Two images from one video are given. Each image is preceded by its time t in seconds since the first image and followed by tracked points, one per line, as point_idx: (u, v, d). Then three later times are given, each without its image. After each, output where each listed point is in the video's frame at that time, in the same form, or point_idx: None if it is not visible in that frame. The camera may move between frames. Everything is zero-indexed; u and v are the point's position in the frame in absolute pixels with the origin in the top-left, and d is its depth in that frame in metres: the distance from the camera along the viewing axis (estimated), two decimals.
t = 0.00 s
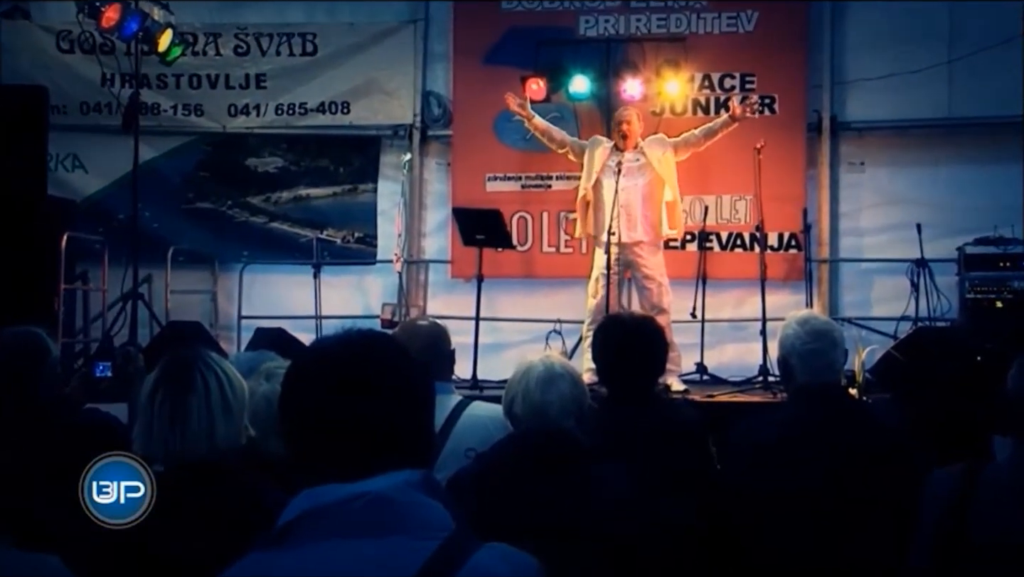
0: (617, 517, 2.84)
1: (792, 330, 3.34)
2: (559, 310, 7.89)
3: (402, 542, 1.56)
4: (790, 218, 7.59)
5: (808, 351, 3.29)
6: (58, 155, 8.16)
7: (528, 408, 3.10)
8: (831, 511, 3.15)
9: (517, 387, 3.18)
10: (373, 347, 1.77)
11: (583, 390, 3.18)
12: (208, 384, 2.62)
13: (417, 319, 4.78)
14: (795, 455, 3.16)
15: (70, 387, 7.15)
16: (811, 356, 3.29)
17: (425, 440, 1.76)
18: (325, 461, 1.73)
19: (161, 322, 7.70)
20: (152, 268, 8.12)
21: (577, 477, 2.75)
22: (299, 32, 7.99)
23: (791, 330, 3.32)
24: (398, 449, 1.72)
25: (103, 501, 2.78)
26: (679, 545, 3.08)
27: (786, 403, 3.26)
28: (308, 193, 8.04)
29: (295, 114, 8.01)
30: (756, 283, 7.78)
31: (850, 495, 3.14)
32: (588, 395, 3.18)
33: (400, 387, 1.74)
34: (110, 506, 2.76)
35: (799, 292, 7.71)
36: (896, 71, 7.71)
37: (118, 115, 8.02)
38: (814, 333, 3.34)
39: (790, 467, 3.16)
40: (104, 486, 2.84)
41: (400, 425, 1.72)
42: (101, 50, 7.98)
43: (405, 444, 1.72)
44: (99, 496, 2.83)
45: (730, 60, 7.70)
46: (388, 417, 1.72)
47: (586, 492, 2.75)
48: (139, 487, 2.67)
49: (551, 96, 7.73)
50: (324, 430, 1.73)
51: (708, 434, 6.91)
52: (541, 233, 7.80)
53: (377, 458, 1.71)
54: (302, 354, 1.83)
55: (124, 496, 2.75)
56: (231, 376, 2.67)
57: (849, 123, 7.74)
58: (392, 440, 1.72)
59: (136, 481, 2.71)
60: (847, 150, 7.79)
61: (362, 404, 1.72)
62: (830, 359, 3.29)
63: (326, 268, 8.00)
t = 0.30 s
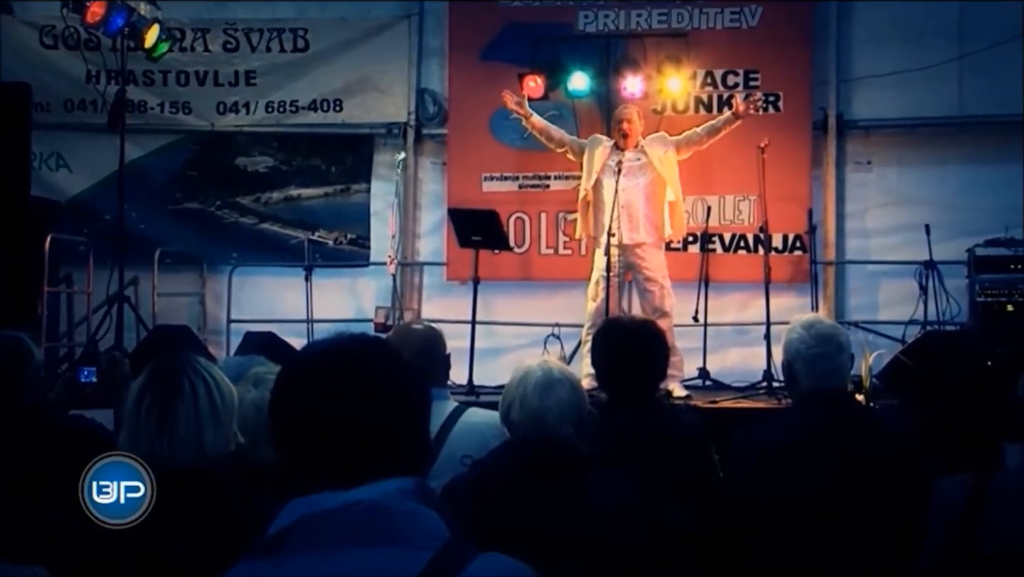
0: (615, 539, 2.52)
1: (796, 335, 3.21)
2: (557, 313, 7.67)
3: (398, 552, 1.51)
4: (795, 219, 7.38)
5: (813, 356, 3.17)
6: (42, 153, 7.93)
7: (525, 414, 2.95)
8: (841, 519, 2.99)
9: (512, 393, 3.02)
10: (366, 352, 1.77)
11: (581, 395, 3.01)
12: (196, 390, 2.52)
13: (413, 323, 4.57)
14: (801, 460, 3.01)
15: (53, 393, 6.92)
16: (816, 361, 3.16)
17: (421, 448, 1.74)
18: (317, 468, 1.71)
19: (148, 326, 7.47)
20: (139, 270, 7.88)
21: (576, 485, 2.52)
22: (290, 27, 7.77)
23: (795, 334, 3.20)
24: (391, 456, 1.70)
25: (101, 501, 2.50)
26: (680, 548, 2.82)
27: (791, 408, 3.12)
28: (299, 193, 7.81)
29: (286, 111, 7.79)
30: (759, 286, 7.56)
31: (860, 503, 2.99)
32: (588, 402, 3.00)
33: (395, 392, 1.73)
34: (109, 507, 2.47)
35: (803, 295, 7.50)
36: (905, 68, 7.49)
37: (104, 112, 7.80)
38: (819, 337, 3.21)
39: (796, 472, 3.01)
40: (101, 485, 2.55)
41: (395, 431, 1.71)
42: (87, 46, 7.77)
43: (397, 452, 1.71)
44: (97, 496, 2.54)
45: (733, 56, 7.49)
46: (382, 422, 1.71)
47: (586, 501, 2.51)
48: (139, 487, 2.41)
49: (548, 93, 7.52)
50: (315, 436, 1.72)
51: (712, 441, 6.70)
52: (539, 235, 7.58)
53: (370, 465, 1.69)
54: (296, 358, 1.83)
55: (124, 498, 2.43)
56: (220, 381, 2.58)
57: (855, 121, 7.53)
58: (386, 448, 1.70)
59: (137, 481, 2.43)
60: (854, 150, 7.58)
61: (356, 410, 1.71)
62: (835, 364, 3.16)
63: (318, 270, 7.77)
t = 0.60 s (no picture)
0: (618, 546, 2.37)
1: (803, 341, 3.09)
2: (555, 318, 7.43)
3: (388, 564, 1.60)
4: (801, 221, 7.15)
5: (819, 363, 3.02)
6: (22, 152, 7.67)
7: (522, 424, 2.87)
8: (841, 519, 2.84)
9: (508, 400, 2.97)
10: (356, 360, 1.83)
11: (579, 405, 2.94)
12: (182, 397, 2.29)
13: (406, 329, 4.33)
14: (799, 458, 2.87)
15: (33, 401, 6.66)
16: (823, 368, 3.01)
17: (415, 452, 1.80)
18: (311, 472, 1.77)
19: (131, 332, 7.22)
20: (122, 274, 7.61)
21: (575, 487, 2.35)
22: (278, 22, 7.51)
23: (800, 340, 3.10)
24: (385, 464, 1.76)
25: (102, 501, 2.24)
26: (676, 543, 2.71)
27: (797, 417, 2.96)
28: (288, 194, 7.54)
29: (274, 110, 7.52)
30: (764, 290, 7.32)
31: (862, 505, 2.83)
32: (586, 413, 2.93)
33: (385, 400, 1.79)
34: (107, 508, 2.24)
35: (809, 299, 7.26)
36: (914, 65, 7.26)
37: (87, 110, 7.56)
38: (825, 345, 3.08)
39: (794, 472, 2.87)
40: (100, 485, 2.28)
41: (389, 440, 1.76)
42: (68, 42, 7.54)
43: (391, 458, 1.76)
44: (96, 496, 2.27)
45: (736, 53, 7.26)
46: (371, 428, 1.76)
47: (586, 502, 2.34)
48: (140, 487, 2.19)
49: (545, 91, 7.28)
50: (307, 442, 1.77)
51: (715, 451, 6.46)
52: (536, 237, 7.34)
53: (364, 471, 1.75)
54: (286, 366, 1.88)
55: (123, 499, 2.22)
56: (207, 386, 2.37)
57: (863, 119, 7.28)
58: (377, 453, 1.75)
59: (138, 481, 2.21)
60: (861, 149, 7.34)
61: (347, 416, 1.77)
62: (843, 371, 3.01)
63: (308, 274, 7.50)
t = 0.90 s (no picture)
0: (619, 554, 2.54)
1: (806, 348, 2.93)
2: (551, 324, 7.23)
3: None
4: (804, 224, 6.97)
5: (823, 369, 2.88)
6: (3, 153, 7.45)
7: (518, 431, 2.70)
8: (844, 528, 2.73)
9: (503, 407, 2.82)
10: (346, 365, 1.75)
11: (578, 412, 2.79)
12: (168, 404, 2.32)
13: (399, 334, 4.13)
14: (801, 462, 2.77)
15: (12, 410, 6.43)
16: (827, 374, 2.88)
17: (408, 459, 1.73)
18: (296, 481, 1.70)
19: (116, 338, 7.01)
20: (106, 278, 7.37)
21: (574, 493, 2.57)
22: (267, 19, 7.30)
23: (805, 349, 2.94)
24: (376, 472, 1.70)
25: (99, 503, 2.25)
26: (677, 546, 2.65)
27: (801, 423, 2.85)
28: (277, 196, 7.33)
29: (264, 109, 7.30)
30: (766, 294, 7.13)
31: (867, 513, 2.72)
32: (586, 422, 2.79)
33: (376, 406, 1.72)
34: (109, 509, 2.22)
35: (812, 304, 7.07)
36: (920, 63, 7.06)
37: (70, 109, 7.35)
38: (829, 349, 2.92)
39: (796, 479, 2.77)
40: (102, 487, 2.24)
41: (380, 447, 1.70)
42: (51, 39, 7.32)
43: (381, 466, 1.70)
44: (99, 497, 2.24)
45: (738, 50, 7.07)
46: (361, 435, 1.69)
47: (584, 510, 2.55)
48: (140, 487, 2.22)
49: (542, 89, 7.07)
50: (292, 450, 1.70)
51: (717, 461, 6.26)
52: (533, 240, 7.15)
53: (355, 479, 1.69)
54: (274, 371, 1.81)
55: (126, 499, 2.22)
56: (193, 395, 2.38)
57: (868, 119, 7.09)
58: (366, 461, 1.69)
59: (137, 482, 2.24)
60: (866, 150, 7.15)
61: (334, 424, 1.70)
62: (849, 379, 2.89)
63: (298, 278, 7.29)
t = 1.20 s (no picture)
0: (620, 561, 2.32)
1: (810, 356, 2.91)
2: (548, 330, 7.00)
3: None
4: (811, 227, 6.74)
5: (828, 377, 2.86)
6: None
7: (515, 440, 2.67)
8: (850, 536, 2.72)
9: (499, 417, 2.78)
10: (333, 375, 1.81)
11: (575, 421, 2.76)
12: (153, 411, 2.46)
13: (393, 342, 3.91)
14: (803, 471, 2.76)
15: None
16: (831, 382, 2.86)
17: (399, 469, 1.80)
18: (285, 489, 1.76)
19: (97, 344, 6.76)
20: (87, 283, 7.11)
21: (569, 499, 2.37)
22: (255, 16, 7.07)
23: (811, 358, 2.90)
24: (366, 482, 1.76)
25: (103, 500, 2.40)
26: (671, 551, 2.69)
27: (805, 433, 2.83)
28: (266, 198, 7.10)
29: (251, 108, 7.07)
30: (770, 300, 6.90)
31: (873, 520, 2.72)
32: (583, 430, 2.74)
33: (363, 420, 1.78)
34: (112, 508, 2.37)
35: (818, 309, 6.84)
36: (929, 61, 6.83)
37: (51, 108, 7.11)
38: (833, 358, 2.90)
39: (799, 487, 2.76)
40: (104, 487, 2.41)
41: (370, 458, 1.76)
42: (31, 36, 7.10)
43: (370, 478, 1.76)
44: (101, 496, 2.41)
45: (740, 48, 6.85)
46: (348, 443, 1.76)
47: (583, 516, 2.33)
48: (139, 487, 2.37)
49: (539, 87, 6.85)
50: (279, 458, 1.75)
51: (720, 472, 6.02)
52: (529, 244, 6.92)
53: (346, 488, 1.75)
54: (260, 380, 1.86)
55: (127, 499, 2.36)
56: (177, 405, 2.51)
57: (875, 119, 6.87)
58: (355, 471, 1.76)
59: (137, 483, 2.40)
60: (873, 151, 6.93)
61: (323, 435, 1.75)
62: (856, 387, 2.85)
63: (287, 283, 7.06)
